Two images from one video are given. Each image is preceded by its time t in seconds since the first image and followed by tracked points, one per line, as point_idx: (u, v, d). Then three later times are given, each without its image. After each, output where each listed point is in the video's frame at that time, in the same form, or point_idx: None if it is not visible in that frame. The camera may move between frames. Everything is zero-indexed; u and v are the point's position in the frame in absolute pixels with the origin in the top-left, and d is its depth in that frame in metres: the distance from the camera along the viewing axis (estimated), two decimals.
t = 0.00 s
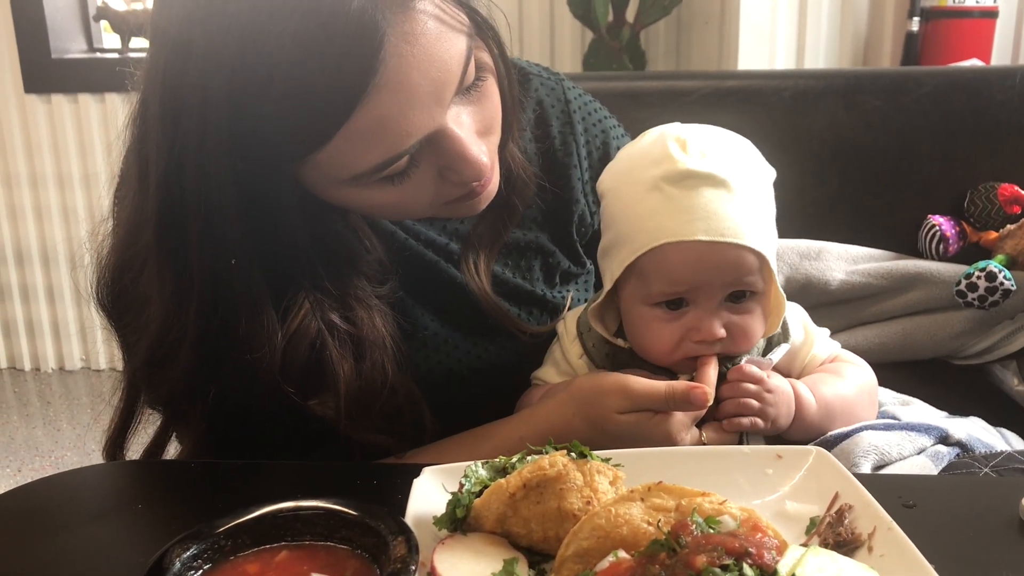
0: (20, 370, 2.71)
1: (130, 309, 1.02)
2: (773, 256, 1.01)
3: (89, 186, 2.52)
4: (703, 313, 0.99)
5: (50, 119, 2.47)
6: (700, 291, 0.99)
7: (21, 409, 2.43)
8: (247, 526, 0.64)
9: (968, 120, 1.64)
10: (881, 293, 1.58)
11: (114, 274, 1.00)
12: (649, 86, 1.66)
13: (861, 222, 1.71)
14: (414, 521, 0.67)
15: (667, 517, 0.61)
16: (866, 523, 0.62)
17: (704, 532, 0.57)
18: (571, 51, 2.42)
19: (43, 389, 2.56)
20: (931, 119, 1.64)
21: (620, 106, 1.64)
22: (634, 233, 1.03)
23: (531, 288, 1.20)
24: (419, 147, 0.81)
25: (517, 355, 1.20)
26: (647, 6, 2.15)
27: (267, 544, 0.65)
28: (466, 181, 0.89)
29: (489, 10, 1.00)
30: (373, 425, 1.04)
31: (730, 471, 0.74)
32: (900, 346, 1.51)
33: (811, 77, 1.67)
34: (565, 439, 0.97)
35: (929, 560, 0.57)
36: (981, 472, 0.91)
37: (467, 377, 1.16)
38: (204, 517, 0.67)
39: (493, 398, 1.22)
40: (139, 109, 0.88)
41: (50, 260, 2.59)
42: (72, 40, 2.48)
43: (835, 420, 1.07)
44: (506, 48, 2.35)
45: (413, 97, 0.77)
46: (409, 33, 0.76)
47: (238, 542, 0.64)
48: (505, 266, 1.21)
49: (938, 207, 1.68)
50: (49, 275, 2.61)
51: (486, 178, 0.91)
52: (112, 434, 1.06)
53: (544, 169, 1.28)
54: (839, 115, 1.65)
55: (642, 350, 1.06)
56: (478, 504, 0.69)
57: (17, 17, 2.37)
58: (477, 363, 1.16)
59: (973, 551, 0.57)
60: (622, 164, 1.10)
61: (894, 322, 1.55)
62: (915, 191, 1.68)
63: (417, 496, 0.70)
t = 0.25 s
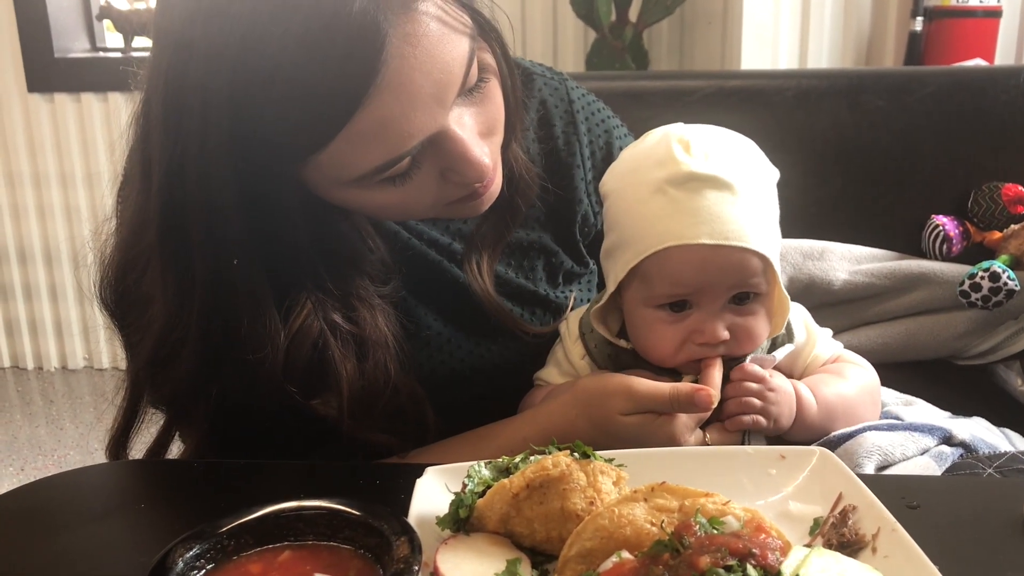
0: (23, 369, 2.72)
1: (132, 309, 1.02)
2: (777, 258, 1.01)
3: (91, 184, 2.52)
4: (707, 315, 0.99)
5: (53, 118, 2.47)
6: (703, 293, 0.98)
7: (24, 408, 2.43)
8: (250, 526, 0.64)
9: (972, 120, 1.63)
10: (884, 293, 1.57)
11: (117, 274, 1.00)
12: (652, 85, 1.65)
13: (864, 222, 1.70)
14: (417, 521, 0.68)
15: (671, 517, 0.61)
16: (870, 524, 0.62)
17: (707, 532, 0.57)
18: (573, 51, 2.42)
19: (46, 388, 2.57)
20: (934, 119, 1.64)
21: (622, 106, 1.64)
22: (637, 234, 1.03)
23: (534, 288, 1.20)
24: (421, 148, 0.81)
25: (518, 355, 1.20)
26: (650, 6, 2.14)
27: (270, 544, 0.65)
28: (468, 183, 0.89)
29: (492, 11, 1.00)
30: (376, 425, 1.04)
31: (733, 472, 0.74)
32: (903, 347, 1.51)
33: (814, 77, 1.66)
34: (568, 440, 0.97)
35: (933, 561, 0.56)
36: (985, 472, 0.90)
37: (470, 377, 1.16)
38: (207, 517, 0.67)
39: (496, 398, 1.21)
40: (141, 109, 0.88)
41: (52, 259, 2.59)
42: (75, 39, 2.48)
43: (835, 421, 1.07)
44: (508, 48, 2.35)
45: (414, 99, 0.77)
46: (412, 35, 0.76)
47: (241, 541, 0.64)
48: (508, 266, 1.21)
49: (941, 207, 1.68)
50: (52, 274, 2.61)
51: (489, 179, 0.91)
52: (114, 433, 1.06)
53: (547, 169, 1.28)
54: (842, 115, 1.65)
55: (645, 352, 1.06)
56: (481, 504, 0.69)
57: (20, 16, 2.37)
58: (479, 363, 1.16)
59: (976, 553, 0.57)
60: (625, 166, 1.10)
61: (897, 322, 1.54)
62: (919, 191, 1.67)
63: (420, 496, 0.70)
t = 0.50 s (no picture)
0: (26, 369, 2.72)
1: (135, 310, 1.02)
2: (780, 260, 1.01)
3: (94, 184, 2.53)
4: (709, 317, 0.99)
5: (56, 118, 2.48)
6: (706, 295, 0.98)
7: (27, 407, 2.43)
8: (254, 527, 0.64)
9: (976, 121, 1.63)
10: (887, 294, 1.57)
11: (120, 275, 1.00)
12: (655, 86, 1.65)
13: (867, 223, 1.70)
14: (421, 523, 0.67)
15: (676, 520, 0.60)
16: (875, 526, 0.62)
17: (712, 535, 0.56)
18: (575, 50, 2.42)
19: (48, 387, 2.57)
20: (938, 120, 1.64)
21: (625, 106, 1.64)
22: (640, 236, 1.03)
23: (537, 288, 1.20)
24: (423, 152, 0.81)
25: (521, 356, 1.20)
26: (652, 5, 2.14)
27: (274, 545, 0.65)
28: (470, 186, 0.89)
29: (494, 12, 1.00)
30: (379, 426, 1.04)
31: (737, 473, 0.74)
32: (907, 348, 1.51)
33: (818, 77, 1.66)
34: (572, 441, 0.97)
35: (939, 563, 0.56)
36: (990, 474, 0.90)
37: (473, 378, 1.16)
38: (211, 518, 0.67)
39: (498, 399, 1.21)
40: (144, 111, 0.89)
41: (55, 259, 2.60)
42: (78, 39, 2.49)
43: (838, 422, 1.07)
44: (511, 48, 2.35)
45: (416, 102, 0.77)
46: (414, 38, 0.76)
47: (245, 542, 0.64)
48: (511, 267, 1.20)
49: (945, 207, 1.68)
50: (55, 274, 2.62)
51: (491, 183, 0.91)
52: (117, 434, 1.07)
53: (550, 170, 1.28)
54: (845, 115, 1.65)
55: (647, 354, 1.05)
56: (485, 505, 0.69)
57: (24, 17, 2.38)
58: (482, 364, 1.16)
59: (981, 556, 0.57)
60: (628, 168, 1.09)
61: (901, 323, 1.54)
62: (923, 192, 1.67)
63: (424, 497, 0.70)
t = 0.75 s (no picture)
0: (25, 368, 2.72)
1: (134, 309, 1.02)
2: (778, 259, 1.01)
3: (94, 183, 2.53)
4: (708, 315, 0.99)
5: (55, 117, 2.47)
6: (704, 294, 0.98)
7: (26, 406, 2.43)
8: (252, 526, 0.64)
9: (975, 120, 1.63)
10: (886, 293, 1.57)
11: (119, 274, 1.00)
12: (654, 85, 1.65)
13: (866, 223, 1.70)
14: (420, 522, 0.67)
15: (674, 518, 0.61)
16: (873, 525, 0.62)
17: (710, 534, 0.57)
18: (574, 50, 2.42)
19: (48, 387, 2.57)
20: (937, 119, 1.64)
21: (624, 106, 1.64)
22: (638, 234, 1.03)
23: (535, 287, 1.20)
24: (421, 152, 0.81)
25: (520, 355, 1.20)
26: (652, 5, 2.14)
27: (272, 543, 0.65)
28: (468, 187, 0.89)
29: (493, 12, 1.00)
30: (378, 425, 1.04)
31: (735, 472, 0.74)
32: (906, 347, 1.51)
33: (816, 77, 1.66)
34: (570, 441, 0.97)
35: (936, 562, 0.56)
36: (988, 473, 0.90)
37: (471, 377, 1.16)
38: (209, 517, 0.67)
39: (497, 398, 1.22)
40: (142, 110, 0.88)
41: (54, 258, 2.60)
42: (78, 38, 2.49)
43: (836, 420, 1.07)
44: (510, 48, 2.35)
45: (414, 104, 0.77)
46: (412, 40, 0.76)
47: (243, 541, 0.64)
48: (510, 265, 1.21)
49: (944, 207, 1.68)
50: (54, 273, 2.61)
51: (489, 183, 0.91)
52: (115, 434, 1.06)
53: (549, 169, 1.29)
54: (844, 115, 1.65)
55: (646, 352, 1.06)
56: (484, 504, 0.69)
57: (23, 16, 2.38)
58: (481, 363, 1.16)
59: (978, 554, 0.57)
60: (626, 167, 1.09)
61: (900, 322, 1.54)
62: (921, 191, 1.67)
63: (422, 496, 0.70)
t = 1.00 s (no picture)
0: (20, 368, 2.71)
1: (130, 309, 1.02)
2: (769, 256, 1.02)
3: (88, 183, 2.52)
4: (699, 310, 0.99)
5: (49, 117, 2.47)
6: (695, 289, 0.99)
7: (21, 406, 2.43)
8: (248, 524, 0.64)
9: (967, 119, 1.64)
10: (879, 292, 1.58)
11: (115, 274, 1.00)
12: (649, 85, 1.66)
13: (859, 221, 1.71)
14: (415, 519, 0.68)
15: (667, 515, 0.61)
16: (864, 522, 0.62)
17: (702, 530, 0.57)
18: (569, 50, 2.43)
19: (42, 387, 2.56)
20: (930, 119, 1.65)
21: (619, 105, 1.64)
22: (631, 230, 1.03)
23: (530, 286, 1.21)
24: (415, 152, 0.81)
25: (514, 354, 1.21)
26: (646, 5, 2.15)
27: (268, 541, 0.66)
28: (461, 187, 0.89)
29: (487, 12, 1.01)
30: (373, 424, 1.05)
31: (729, 469, 0.74)
32: (898, 345, 1.52)
33: (810, 77, 1.67)
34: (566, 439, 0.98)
35: (926, 558, 0.57)
36: (979, 469, 0.91)
37: (464, 376, 1.17)
38: (206, 515, 0.67)
39: (492, 396, 1.22)
40: (137, 110, 0.88)
41: (49, 258, 2.59)
42: (72, 38, 2.48)
43: (829, 419, 1.08)
44: (505, 48, 2.36)
45: (407, 105, 0.77)
46: (406, 42, 0.76)
47: (239, 539, 0.64)
48: (504, 264, 1.21)
49: (936, 206, 1.69)
50: (49, 273, 2.60)
51: (483, 183, 0.92)
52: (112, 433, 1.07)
53: (543, 168, 1.29)
54: (837, 114, 1.66)
55: (639, 347, 1.06)
56: (479, 501, 0.70)
57: (16, 16, 2.37)
58: (476, 362, 1.17)
59: (967, 549, 0.57)
60: (620, 164, 1.10)
61: (893, 320, 1.55)
62: (914, 190, 1.68)
63: (418, 493, 0.70)
